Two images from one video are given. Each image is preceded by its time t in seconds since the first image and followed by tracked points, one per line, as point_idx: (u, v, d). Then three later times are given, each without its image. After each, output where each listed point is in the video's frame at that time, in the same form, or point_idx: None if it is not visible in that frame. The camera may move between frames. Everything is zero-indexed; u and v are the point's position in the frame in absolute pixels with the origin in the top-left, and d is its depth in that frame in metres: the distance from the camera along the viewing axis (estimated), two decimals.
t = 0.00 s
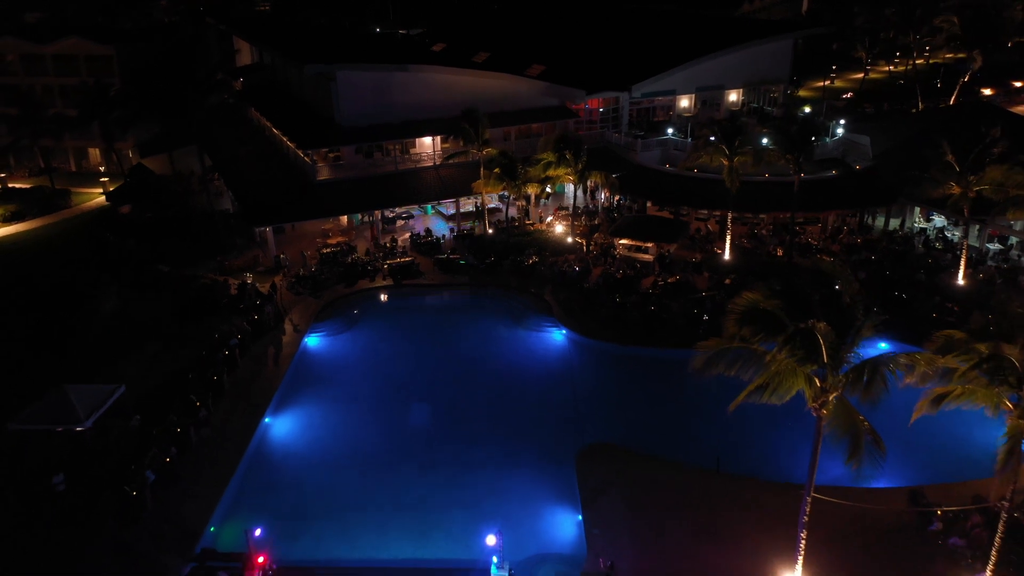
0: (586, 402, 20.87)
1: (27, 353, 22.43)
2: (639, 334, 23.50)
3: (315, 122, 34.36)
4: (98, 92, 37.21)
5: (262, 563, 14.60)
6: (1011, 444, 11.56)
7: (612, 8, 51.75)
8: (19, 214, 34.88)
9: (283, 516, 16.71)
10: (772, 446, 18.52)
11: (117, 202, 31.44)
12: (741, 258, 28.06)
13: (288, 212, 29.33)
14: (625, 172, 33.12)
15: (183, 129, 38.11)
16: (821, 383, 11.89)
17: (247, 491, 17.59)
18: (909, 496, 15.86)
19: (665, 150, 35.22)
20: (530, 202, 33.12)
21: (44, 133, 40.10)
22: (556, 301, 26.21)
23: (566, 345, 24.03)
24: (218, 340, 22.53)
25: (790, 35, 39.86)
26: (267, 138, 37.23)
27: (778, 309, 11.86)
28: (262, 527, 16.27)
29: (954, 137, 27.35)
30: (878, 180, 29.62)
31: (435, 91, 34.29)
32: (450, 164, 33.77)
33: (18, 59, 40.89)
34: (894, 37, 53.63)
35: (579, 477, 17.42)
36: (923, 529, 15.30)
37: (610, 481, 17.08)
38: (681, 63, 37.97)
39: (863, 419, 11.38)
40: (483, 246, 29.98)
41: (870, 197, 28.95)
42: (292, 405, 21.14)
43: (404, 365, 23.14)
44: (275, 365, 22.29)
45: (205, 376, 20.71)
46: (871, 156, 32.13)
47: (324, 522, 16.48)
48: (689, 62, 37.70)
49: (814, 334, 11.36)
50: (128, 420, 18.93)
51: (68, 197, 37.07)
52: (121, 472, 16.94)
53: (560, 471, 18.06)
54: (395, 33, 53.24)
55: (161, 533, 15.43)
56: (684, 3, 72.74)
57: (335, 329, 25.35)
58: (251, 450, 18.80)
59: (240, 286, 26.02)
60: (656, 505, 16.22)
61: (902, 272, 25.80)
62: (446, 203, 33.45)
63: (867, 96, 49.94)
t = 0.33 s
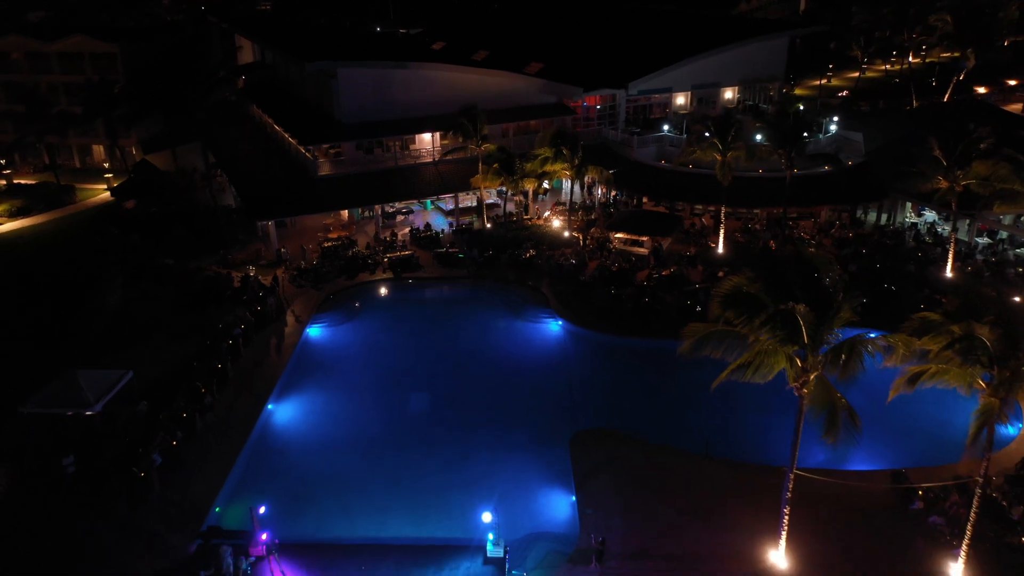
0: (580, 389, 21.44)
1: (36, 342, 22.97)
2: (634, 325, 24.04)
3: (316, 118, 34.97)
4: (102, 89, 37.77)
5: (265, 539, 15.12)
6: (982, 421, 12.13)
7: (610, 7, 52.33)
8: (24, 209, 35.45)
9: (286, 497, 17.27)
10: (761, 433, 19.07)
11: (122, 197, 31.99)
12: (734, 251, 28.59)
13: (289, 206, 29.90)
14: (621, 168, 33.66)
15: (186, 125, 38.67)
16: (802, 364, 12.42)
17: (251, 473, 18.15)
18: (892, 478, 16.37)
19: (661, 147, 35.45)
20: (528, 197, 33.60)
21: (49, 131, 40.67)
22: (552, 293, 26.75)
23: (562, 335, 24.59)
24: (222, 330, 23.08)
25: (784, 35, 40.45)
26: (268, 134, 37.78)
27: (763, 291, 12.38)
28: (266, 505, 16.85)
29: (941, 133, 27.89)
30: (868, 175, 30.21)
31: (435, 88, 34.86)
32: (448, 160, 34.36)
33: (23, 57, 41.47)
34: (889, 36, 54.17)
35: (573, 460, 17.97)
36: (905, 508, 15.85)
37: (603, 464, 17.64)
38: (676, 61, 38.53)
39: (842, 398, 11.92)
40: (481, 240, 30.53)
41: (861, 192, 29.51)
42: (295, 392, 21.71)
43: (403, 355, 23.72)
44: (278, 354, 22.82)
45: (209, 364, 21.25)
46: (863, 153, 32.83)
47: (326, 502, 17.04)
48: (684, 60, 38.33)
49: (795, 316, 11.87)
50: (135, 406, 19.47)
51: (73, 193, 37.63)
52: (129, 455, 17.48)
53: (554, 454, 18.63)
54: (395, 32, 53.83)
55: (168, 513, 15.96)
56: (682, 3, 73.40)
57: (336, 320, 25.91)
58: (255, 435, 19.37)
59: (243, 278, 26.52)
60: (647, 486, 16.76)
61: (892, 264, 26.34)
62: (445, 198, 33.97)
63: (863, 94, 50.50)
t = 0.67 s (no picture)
0: (576, 378, 21.99)
1: (44, 332, 23.46)
2: (628, 317, 24.59)
3: (318, 115, 35.51)
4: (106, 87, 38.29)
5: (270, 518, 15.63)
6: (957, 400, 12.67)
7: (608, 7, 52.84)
8: (30, 205, 36.00)
9: (289, 480, 17.82)
10: (751, 421, 19.60)
11: (127, 192, 32.49)
12: (728, 245, 29.13)
13: (291, 201, 30.42)
14: (618, 164, 34.22)
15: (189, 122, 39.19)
16: (785, 346, 12.92)
17: (255, 458, 18.69)
18: (876, 463, 16.87)
19: (657, 143, 36.07)
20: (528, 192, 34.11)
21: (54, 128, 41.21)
22: (550, 286, 27.29)
23: (558, 326, 25.15)
24: (227, 321, 23.61)
25: (780, 33, 40.87)
26: (270, 131, 38.30)
27: (749, 275, 12.90)
28: (271, 487, 17.41)
29: (932, 129, 28.38)
30: (860, 171, 30.76)
31: (435, 86, 35.38)
32: (447, 156, 34.95)
33: (29, 55, 42.00)
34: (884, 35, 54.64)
35: (569, 445, 18.53)
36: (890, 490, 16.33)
37: (597, 449, 18.17)
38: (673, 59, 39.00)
39: (823, 378, 12.45)
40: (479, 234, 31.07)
41: (853, 187, 30.07)
42: (297, 381, 22.25)
43: (402, 345, 24.28)
44: (280, 344, 23.34)
45: (214, 353, 21.77)
46: (855, 148, 33.36)
47: (328, 484, 17.60)
48: (680, 58, 38.77)
49: (778, 299, 12.37)
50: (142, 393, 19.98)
51: (78, 189, 38.18)
52: (137, 439, 17.98)
53: (550, 440, 19.19)
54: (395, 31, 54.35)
55: (176, 493, 16.49)
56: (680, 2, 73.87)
57: (337, 312, 26.45)
58: (259, 422, 19.93)
59: (246, 271, 27.00)
60: (639, 470, 17.28)
61: (883, 258, 26.83)
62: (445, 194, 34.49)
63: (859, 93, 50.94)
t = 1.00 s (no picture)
0: (571, 366, 22.55)
1: (51, 321, 24.04)
2: (623, 308, 25.13)
3: (319, 111, 36.10)
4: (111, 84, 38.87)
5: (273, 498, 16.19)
6: (935, 378, 13.15)
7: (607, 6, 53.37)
8: (36, 200, 36.59)
9: (292, 464, 18.39)
10: (741, 408, 20.13)
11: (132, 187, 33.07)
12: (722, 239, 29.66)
13: (293, 196, 30.96)
14: (615, 161, 34.67)
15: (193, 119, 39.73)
16: (769, 328, 13.45)
17: (258, 443, 19.26)
18: (862, 447, 17.38)
19: (654, 140, 36.54)
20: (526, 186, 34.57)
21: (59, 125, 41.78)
22: (547, 278, 27.80)
23: (555, 317, 25.70)
24: (231, 311, 24.16)
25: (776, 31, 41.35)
26: (273, 128, 38.85)
27: (736, 261, 13.47)
28: (274, 470, 17.97)
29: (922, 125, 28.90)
30: (852, 167, 31.32)
31: (434, 83, 35.93)
32: (446, 152, 35.51)
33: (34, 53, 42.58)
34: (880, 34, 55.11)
35: (564, 429, 19.09)
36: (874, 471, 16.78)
37: (591, 433, 18.70)
38: (669, 57, 39.43)
39: (804, 358, 12.97)
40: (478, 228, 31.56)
41: (846, 182, 30.64)
42: (299, 371, 22.80)
43: (402, 335, 24.81)
44: (283, 334, 23.88)
45: (218, 342, 22.31)
46: (848, 144, 33.60)
47: (329, 467, 18.16)
48: (676, 56, 39.23)
49: (761, 281, 12.91)
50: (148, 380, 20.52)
51: (83, 184, 38.75)
52: (144, 424, 18.52)
53: (545, 425, 19.74)
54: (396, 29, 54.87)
55: (183, 475, 17.03)
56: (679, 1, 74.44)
57: (339, 304, 26.97)
58: (263, 409, 20.48)
59: (249, 264, 27.52)
60: (632, 454, 17.81)
61: (875, 252, 27.20)
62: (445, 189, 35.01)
63: (855, 91, 51.44)
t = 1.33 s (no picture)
0: (567, 355, 23.11)
1: (58, 312, 24.55)
2: (618, 300, 25.73)
3: (320, 108, 36.64)
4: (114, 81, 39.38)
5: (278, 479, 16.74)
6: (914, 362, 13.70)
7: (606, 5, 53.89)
8: (41, 195, 37.13)
9: (295, 448, 18.95)
10: (731, 396, 20.75)
11: (136, 182, 33.56)
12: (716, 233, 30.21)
13: (295, 191, 31.45)
14: (613, 157, 35.18)
15: (195, 115, 40.24)
16: (755, 314, 13.99)
17: (262, 428, 19.80)
18: (848, 431, 17.92)
19: (651, 136, 37.02)
20: (524, 182, 35.29)
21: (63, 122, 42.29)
22: (544, 271, 28.35)
23: (552, 308, 26.26)
24: (234, 302, 24.70)
25: (772, 28, 41.83)
26: (274, 124, 39.36)
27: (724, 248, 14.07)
28: (278, 454, 18.54)
29: (912, 121, 29.41)
30: (845, 163, 31.83)
31: (432, 80, 36.43)
32: (445, 148, 36.07)
33: (38, 51, 43.04)
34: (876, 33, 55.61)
35: (560, 415, 19.65)
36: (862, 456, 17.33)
37: (586, 419, 19.23)
38: (666, 55, 39.89)
39: (788, 339, 13.54)
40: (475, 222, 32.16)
41: (838, 178, 31.18)
42: (301, 360, 23.35)
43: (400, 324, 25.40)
44: (285, 324, 24.43)
45: (222, 332, 22.84)
46: (842, 141, 34.39)
47: (331, 451, 18.71)
48: (673, 53, 39.68)
49: (746, 266, 13.47)
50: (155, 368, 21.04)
51: (87, 180, 39.28)
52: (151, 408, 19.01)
53: (542, 411, 20.29)
54: (397, 28, 55.29)
55: (188, 457, 17.54)
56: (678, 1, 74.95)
57: (340, 296, 27.49)
58: (266, 396, 21.04)
59: (252, 257, 28.06)
60: (625, 438, 18.35)
61: (866, 245, 27.58)
62: (445, 184, 35.63)
63: (851, 88, 51.89)
